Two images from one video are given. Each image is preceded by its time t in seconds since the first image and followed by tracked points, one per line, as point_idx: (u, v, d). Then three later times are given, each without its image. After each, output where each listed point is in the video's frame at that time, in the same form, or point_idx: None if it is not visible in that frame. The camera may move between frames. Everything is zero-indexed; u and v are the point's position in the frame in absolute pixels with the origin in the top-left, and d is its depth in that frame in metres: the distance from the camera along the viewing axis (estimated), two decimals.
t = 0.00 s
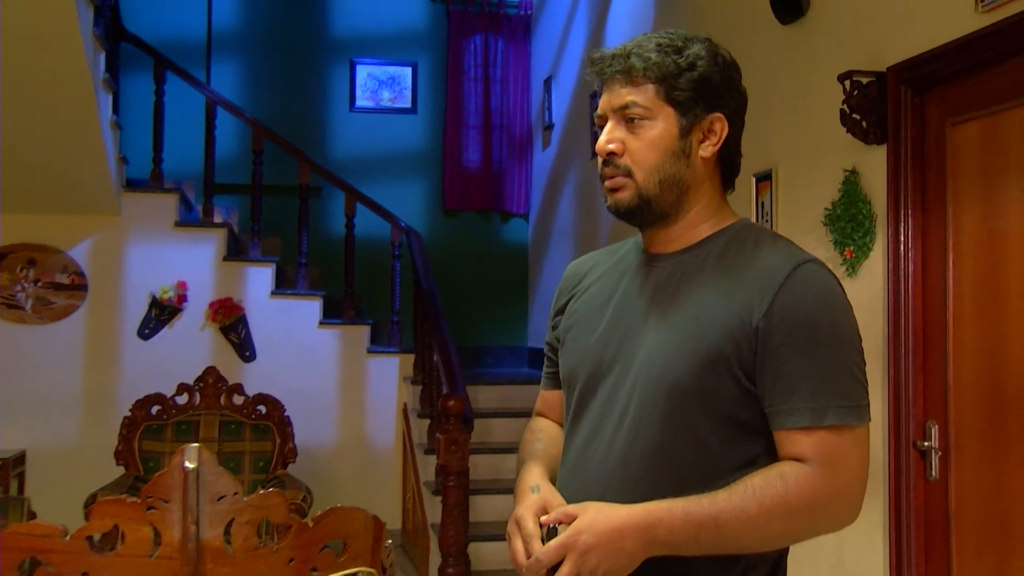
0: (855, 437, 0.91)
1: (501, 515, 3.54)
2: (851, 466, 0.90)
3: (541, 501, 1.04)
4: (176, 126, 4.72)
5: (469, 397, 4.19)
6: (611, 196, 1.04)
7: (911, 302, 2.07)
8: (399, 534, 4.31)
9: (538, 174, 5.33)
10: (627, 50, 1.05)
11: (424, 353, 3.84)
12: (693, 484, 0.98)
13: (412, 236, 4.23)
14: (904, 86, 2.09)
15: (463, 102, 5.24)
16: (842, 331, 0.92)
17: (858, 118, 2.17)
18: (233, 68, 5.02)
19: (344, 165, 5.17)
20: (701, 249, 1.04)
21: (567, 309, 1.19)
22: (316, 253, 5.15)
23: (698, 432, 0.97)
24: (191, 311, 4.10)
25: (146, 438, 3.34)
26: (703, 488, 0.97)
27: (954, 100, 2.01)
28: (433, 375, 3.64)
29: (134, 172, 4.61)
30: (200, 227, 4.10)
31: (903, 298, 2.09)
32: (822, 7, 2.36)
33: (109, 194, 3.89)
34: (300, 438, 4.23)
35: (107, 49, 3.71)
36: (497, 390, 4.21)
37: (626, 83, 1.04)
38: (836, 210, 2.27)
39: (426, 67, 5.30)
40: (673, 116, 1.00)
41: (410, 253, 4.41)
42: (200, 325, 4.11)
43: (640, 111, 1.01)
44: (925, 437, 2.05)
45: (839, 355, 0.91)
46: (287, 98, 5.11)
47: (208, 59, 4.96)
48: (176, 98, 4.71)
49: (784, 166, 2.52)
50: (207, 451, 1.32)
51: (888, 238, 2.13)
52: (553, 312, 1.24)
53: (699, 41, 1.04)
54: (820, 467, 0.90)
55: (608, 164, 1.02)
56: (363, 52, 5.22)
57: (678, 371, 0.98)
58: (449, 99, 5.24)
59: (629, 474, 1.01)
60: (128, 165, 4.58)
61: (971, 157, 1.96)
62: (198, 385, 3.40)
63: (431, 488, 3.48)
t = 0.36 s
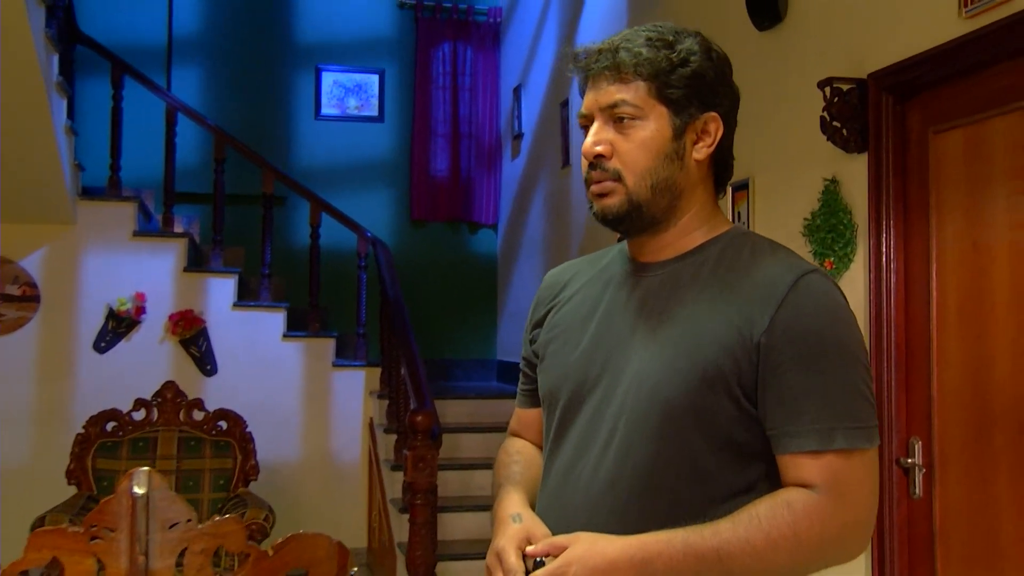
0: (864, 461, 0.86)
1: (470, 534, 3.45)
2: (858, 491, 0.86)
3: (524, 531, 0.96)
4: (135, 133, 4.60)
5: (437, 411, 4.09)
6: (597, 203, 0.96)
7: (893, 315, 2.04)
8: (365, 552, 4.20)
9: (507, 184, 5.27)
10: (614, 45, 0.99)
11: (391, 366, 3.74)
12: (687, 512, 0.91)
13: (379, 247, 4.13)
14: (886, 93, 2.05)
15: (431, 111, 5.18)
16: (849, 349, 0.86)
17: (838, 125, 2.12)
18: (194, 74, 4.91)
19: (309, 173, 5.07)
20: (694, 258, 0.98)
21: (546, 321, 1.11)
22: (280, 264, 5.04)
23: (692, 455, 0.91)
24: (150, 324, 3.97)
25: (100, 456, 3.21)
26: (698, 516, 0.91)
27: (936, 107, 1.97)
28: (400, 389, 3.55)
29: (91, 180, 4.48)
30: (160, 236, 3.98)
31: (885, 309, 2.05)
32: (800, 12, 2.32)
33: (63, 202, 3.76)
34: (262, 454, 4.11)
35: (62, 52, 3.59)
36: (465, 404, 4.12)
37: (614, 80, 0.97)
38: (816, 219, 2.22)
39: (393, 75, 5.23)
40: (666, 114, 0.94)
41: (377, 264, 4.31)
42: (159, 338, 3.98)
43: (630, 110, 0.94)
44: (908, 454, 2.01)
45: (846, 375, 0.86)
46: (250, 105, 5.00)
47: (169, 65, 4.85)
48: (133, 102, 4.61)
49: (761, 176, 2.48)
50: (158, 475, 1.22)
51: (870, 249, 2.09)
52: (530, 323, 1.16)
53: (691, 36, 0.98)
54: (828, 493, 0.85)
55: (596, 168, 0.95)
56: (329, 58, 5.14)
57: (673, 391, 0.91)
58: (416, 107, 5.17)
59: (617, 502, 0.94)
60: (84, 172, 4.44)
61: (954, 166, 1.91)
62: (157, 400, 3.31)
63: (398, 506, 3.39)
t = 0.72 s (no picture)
0: (875, 487, 0.79)
1: (438, 554, 3.35)
2: (870, 520, 0.78)
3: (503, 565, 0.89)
4: (90, 140, 4.47)
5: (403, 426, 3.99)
6: (585, 208, 0.89)
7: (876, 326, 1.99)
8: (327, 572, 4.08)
9: (475, 194, 5.19)
10: (602, 36, 0.91)
11: (356, 381, 3.64)
12: (682, 545, 0.83)
13: (343, 258, 4.03)
14: (867, 100, 2.00)
15: (397, 119, 5.10)
16: (858, 364, 0.79)
17: (819, 133, 2.07)
18: (152, 79, 4.79)
19: (271, 183, 4.97)
20: (686, 267, 0.90)
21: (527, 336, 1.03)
22: (242, 275, 4.92)
23: (688, 483, 0.83)
24: (105, 337, 3.84)
25: (48, 477, 3.08)
26: (694, 550, 0.83)
27: (918, 114, 1.93)
28: (365, 404, 3.45)
29: (43, 187, 4.34)
30: (116, 247, 3.85)
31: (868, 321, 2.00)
32: (779, 19, 2.28)
33: (14, 210, 3.63)
34: (222, 472, 3.98)
35: (13, 55, 3.47)
36: (432, 419, 4.03)
37: (603, 74, 0.89)
38: (795, 230, 2.16)
39: (358, 82, 5.14)
40: (660, 113, 0.87)
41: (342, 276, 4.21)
42: (115, 352, 3.84)
43: (621, 108, 0.87)
44: (892, 471, 1.95)
45: (854, 393, 0.78)
46: (211, 112, 4.89)
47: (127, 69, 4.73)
48: (88, 107, 4.48)
49: (739, 185, 2.44)
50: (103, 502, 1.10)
51: (852, 259, 2.05)
52: (509, 338, 1.08)
53: (683, 28, 0.91)
54: (837, 523, 0.77)
55: (585, 170, 0.88)
56: (292, 65, 5.05)
57: (667, 413, 0.84)
58: (382, 115, 5.09)
59: (606, 532, 0.86)
60: (36, 180, 4.30)
61: (939, 174, 1.88)
62: (111, 416, 3.19)
63: (364, 524, 3.28)
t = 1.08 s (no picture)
0: (891, 523, 0.72)
1: None
2: (887, 560, 0.71)
3: None
4: (41, 151, 4.34)
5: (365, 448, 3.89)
6: (576, 220, 0.83)
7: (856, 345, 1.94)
8: None
9: (439, 210, 5.12)
10: (593, 32, 0.85)
11: (317, 401, 3.54)
12: None
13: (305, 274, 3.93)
14: (847, 113, 1.96)
15: (361, 133, 5.01)
16: (874, 391, 0.72)
17: (798, 147, 2.04)
18: (109, 89, 4.67)
19: (230, 197, 4.86)
20: (683, 285, 0.83)
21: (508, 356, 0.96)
22: (199, 291, 4.79)
23: (687, 521, 0.75)
24: (55, 354, 3.68)
25: None
26: None
27: (899, 128, 1.90)
28: (326, 424, 3.35)
29: None
30: (68, 261, 3.72)
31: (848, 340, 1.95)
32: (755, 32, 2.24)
33: None
34: (176, 495, 3.83)
35: None
36: (395, 440, 3.93)
37: (596, 74, 0.83)
38: (772, 247, 2.12)
39: (322, 94, 5.05)
40: (656, 117, 0.81)
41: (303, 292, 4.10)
42: (65, 371, 3.69)
43: (616, 111, 0.81)
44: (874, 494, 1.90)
45: (870, 421, 0.71)
46: (170, 124, 4.77)
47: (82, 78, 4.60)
48: (40, 115, 4.35)
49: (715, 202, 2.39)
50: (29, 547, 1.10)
51: (831, 276, 2.01)
52: (486, 359, 1.00)
53: (679, 24, 0.85)
54: (851, 564, 0.70)
55: (576, 179, 0.82)
56: (254, 76, 4.95)
57: (665, 444, 0.76)
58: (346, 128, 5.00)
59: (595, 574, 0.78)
60: None
61: (921, 190, 1.83)
62: (58, 439, 3.04)
63: (324, 550, 3.17)
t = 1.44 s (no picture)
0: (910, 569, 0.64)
1: None
2: None
3: None
4: None
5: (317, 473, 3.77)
6: (564, 234, 0.77)
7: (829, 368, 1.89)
8: None
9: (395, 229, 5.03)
10: (585, 29, 0.79)
11: (267, 425, 3.42)
12: None
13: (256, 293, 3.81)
14: (818, 131, 1.93)
15: (316, 149, 4.92)
16: (890, 422, 0.65)
17: (768, 165, 2.00)
18: (52, 101, 4.53)
19: (178, 214, 4.74)
20: (681, 306, 0.77)
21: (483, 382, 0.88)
22: (145, 311, 4.64)
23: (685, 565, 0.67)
24: None
25: None
26: None
27: (872, 147, 1.86)
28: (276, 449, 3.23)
29: None
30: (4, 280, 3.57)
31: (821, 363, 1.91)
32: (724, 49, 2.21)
33: None
34: (119, 525, 3.68)
35: None
36: (349, 465, 3.82)
37: (588, 75, 0.78)
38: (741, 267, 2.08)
39: (276, 110, 4.96)
40: (652, 124, 0.77)
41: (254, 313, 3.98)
42: None
43: (609, 117, 0.76)
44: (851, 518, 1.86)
45: (886, 456, 0.64)
46: (116, 138, 4.65)
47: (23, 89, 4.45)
48: None
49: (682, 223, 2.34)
50: None
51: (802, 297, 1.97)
52: (456, 385, 0.93)
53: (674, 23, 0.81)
54: None
55: (565, 189, 0.76)
56: (205, 90, 4.84)
57: (662, 480, 0.69)
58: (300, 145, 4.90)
59: None
60: None
61: (896, 209, 1.79)
62: None
63: None
